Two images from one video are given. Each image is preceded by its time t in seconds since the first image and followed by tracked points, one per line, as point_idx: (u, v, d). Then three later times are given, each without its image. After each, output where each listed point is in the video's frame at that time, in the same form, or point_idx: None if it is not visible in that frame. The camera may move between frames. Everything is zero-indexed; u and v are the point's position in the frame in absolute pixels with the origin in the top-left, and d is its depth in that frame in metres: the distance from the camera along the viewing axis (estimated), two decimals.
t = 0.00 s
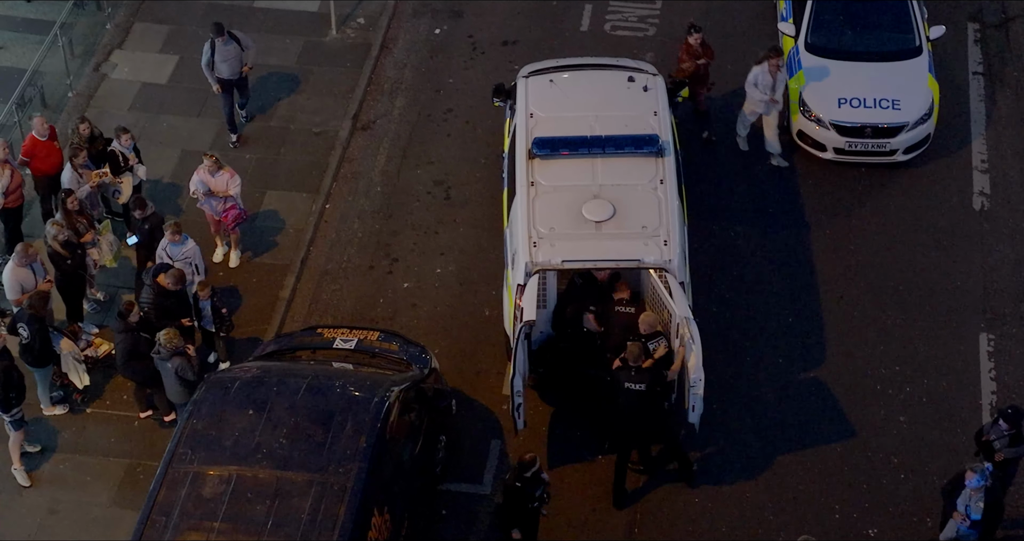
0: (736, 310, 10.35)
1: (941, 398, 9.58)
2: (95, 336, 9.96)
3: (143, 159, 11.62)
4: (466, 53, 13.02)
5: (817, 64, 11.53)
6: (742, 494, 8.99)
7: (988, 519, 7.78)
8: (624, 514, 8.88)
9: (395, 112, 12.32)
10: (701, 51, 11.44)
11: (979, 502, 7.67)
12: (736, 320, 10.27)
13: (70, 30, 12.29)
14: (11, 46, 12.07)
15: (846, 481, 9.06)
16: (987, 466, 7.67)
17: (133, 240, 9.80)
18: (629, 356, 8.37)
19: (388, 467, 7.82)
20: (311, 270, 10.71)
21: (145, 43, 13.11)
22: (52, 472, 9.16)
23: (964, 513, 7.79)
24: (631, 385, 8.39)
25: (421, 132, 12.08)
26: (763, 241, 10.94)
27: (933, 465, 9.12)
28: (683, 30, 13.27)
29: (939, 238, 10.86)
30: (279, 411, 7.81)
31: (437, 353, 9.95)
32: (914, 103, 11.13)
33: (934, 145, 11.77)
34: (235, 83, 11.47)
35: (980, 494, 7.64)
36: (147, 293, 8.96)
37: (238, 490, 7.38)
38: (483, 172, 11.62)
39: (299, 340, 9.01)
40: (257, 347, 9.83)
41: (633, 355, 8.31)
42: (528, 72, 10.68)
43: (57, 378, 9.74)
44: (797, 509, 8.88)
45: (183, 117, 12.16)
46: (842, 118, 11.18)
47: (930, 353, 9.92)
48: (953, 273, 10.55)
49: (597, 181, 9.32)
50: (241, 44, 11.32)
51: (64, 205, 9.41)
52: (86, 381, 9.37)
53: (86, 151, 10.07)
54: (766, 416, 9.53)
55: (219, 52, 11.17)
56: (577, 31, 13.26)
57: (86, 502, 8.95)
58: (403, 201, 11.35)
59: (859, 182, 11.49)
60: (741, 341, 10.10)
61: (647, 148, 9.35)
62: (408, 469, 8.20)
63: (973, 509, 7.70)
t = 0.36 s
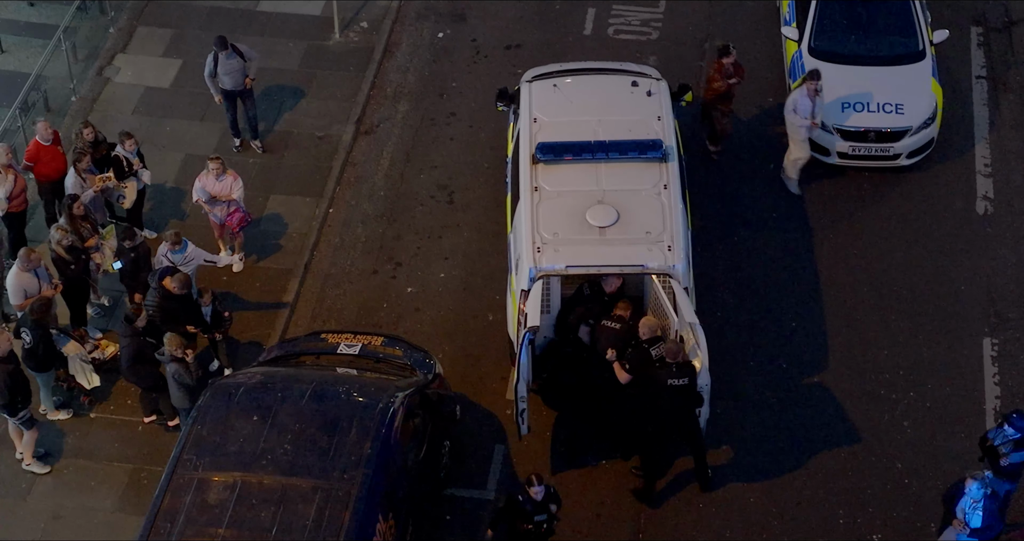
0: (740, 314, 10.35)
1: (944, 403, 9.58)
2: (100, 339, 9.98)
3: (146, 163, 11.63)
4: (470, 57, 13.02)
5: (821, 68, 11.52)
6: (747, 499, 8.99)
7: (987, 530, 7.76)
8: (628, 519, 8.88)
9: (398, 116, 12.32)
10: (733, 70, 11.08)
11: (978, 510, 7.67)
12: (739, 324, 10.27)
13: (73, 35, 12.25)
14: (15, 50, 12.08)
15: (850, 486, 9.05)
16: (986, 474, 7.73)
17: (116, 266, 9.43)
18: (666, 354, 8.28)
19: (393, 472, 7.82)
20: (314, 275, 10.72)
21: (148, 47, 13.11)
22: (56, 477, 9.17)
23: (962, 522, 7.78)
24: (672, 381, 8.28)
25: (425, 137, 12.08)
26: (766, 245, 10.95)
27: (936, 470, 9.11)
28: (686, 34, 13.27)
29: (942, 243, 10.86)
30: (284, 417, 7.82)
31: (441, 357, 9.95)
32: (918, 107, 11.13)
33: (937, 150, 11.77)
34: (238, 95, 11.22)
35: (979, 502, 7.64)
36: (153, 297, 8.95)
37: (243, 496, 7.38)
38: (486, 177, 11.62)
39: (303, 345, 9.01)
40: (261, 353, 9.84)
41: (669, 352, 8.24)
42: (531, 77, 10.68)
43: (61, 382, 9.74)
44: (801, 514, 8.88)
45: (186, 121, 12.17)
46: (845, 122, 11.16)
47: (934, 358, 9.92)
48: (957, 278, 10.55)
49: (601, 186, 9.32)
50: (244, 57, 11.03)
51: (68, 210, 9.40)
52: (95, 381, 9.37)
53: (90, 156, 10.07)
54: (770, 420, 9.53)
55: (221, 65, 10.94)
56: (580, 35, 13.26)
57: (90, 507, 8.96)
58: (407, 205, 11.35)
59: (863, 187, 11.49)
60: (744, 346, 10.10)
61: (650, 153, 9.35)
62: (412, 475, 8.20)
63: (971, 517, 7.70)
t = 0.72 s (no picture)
0: (742, 317, 10.36)
1: (947, 406, 9.58)
2: (104, 345, 10.03)
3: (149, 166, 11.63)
4: (472, 59, 13.03)
5: (823, 72, 11.52)
6: (749, 503, 8.99)
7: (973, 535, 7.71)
8: (630, 522, 8.88)
9: (401, 119, 12.32)
10: (765, 95, 10.81)
11: (961, 518, 7.62)
12: (742, 328, 10.27)
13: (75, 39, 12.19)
14: (18, 53, 12.09)
15: (853, 489, 9.06)
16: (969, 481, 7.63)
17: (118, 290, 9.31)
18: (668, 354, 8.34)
19: (396, 476, 7.83)
20: (317, 278, 10.72)
21: (151, 49, 13.12)
22: (59, 480, 9.18)
23: (947, 530, 7.72)
24: (676, 381, 8.31)
25: (427, 139, 12.08)
26: (768, 248, 10.95)
27: (939, 474, 9.12)
28: (688, 37, 13.28)
29: (945, 246, 10.86)
30: (287, 422, 7.82)
31: (444, 361, 9.96)
32: (920, 110, 11.13)
33: (939, 152, 11.77)
34: (243, 107, 11.29)
35: (962, 510, 7.59)
36: (157, 300, 8.97)
37: (246, 500, 7.38)
38: (489, 180, 11.62)
39: (306, 349, 9.02)
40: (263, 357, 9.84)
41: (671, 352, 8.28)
42: (533, 80, 10.69)
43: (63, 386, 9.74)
44: (803, 518, 8.88)
45: (189, 124, 12.17)
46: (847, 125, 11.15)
47: (936, 361, 9.92)
48: (959, 281, 10.55)
49: (604, 189, 9.32)
50: (254, 71, 11.08)
51: (72, 212, 9.34)
52: (96, 384, 9.36)
53: (92, 160, 10.08)
54: (772, 424, 9.54)
55: (231, 74, 10.96)
56: (583, 38, 13.27)
57: (94, 511, 8.97)
58: (409, 208, 11.36)
59: (865, 190, 11.50)
60: (746, 349, 10.10)
61: (653, 156, 9.35)
62: (415, 479, 8.20)
63: (955, 525, 7.65)
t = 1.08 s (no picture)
0: (742, 320, 10.36)
1: (947, 409, 9.59)
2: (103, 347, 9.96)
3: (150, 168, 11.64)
4: (472, 61, 13.04)
5: (823, 74, 11.53)
6: (749, 506, 9.00)
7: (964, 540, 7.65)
8: (630, 525, 8.89)
9: (401, 121, 12.33)
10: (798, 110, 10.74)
11: (948, 527, 7.55)
12: (742, 330, 10.28)
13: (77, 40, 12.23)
14: (19, 55, 12.10)
15: (853, 492, 9.06)
16: (954, 489, 7.49)
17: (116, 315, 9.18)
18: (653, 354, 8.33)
19: (396, 479, 7.83)
20: (317, 280, 10.73)
21: (151, 51, 13.13)
22: (60, 482, 9.19)
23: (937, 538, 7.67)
24: (670, 382, 8.31)
25: (428, 141, 12.09)
26: (769, 251, 10.96)
27: (939, 476, 9.12)
28: (689, 39, 13.29)
29: (945, 249, 10.87)
30: (287, 425, 7.83)
31: (444, 363, 9.97)
32: (920, 112, 11.13)
33: (940, 154, 11.78)
34: (251, 115, 11.16)
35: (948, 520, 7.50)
36: (158, 302, 8.98)
37: (247, 503, 7.39)
38: (489, 182, 11.63)
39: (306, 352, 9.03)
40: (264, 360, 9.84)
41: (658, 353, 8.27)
42: (534, 83, 10.70)
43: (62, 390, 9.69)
44: (803, 520, 8.89)
45: (190, 125, 12.18)
46: (847, 127, 11.17)
47: (936, 364, 9.93)
48: (960, 283, 10.55)
49: (604, 192, 9.33)
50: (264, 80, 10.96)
51: (75, 214, 9.41)
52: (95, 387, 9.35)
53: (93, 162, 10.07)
54: (773, 426, 9.54)
55: (241, 84, 10.81)
56: (583, 40, 13.27)
57: (95, 513, 8.97)
58: (410, 210, 11.36)
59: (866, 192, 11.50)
60: (747, 351, 10.11)
61: (653, 159, 9.36)
62: (415, 482, 8.20)
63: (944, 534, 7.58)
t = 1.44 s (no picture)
0: (742, 322, 10.37)
1: (948, 412, 9.59)
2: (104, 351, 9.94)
3: (150, 170, 11.64)
4: (473, 63, 13.04)
5: (824, 77, 11.53)
6: (750, 509, 9.00)
7: None
8: (632, 527, 8.90)
9: (402, 124, 12.33)
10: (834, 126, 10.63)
11: (949, 534, 7.55)
12: (742, 333, 10.28)
13: (78, 43, 12.24)
14: (19, 57, 12.10)
15: (853, 496, 9.06)
16: (957, 500, 7.47)
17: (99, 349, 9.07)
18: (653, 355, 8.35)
19: (397, 483, 7.84)
20: (318, 282, 10.73)
21: (152, 53, 13.13)
22: (60, 486, 9.19)
23: None
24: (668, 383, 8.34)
25: (429, 144, 12.09)
26: (769, 254, 10.96)
27: (939, 479, 9.12)
28: (690, 41, 13.29)
29: (945, 252, 10.87)
30: (289, 429, 7.83)
31: (444, 366, 9.97)
32: (921, 116, 11.14)
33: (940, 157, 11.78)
34: (257, 130, 11.01)
35: (950, 528, 7.50)
36: (158, 307, 9.02)
37: (248, 508, 7.40)
38: (490, 184, 11.63)
39: (307, 355, 9.03)
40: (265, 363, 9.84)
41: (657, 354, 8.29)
42: (534, 86, 10.70)
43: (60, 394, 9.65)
44: (804, 524, 8.89)
45: (190, 128, 12.18)
46: (848, 130, 11.17)
47: (936, 367, 9.93)
48: (960, 286, 10.56)
49: (605, 195, 9.33)
50: (269, 93, 10.85)
51: (78, 218, 9.36)
52: (94, 392, 9.19)
53: (94, 165, 10.05)
54: (773, 430, 9.55)
55: (246, 98, 10.70)
56: (584, 42, 13.27)
57: (95, 516, 8.98)
58: (411, 212, 11.37)
59: (865, 195, 11.51)
60: (748, 355, 10.11)
61: (654, 162, 9.36)
62: (416, 485, 8.20)
63: None
